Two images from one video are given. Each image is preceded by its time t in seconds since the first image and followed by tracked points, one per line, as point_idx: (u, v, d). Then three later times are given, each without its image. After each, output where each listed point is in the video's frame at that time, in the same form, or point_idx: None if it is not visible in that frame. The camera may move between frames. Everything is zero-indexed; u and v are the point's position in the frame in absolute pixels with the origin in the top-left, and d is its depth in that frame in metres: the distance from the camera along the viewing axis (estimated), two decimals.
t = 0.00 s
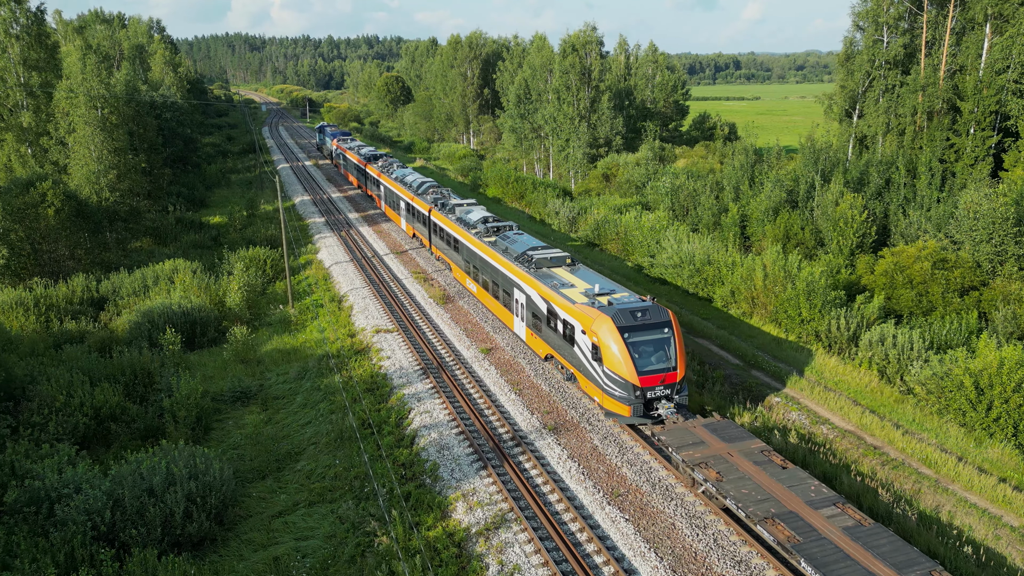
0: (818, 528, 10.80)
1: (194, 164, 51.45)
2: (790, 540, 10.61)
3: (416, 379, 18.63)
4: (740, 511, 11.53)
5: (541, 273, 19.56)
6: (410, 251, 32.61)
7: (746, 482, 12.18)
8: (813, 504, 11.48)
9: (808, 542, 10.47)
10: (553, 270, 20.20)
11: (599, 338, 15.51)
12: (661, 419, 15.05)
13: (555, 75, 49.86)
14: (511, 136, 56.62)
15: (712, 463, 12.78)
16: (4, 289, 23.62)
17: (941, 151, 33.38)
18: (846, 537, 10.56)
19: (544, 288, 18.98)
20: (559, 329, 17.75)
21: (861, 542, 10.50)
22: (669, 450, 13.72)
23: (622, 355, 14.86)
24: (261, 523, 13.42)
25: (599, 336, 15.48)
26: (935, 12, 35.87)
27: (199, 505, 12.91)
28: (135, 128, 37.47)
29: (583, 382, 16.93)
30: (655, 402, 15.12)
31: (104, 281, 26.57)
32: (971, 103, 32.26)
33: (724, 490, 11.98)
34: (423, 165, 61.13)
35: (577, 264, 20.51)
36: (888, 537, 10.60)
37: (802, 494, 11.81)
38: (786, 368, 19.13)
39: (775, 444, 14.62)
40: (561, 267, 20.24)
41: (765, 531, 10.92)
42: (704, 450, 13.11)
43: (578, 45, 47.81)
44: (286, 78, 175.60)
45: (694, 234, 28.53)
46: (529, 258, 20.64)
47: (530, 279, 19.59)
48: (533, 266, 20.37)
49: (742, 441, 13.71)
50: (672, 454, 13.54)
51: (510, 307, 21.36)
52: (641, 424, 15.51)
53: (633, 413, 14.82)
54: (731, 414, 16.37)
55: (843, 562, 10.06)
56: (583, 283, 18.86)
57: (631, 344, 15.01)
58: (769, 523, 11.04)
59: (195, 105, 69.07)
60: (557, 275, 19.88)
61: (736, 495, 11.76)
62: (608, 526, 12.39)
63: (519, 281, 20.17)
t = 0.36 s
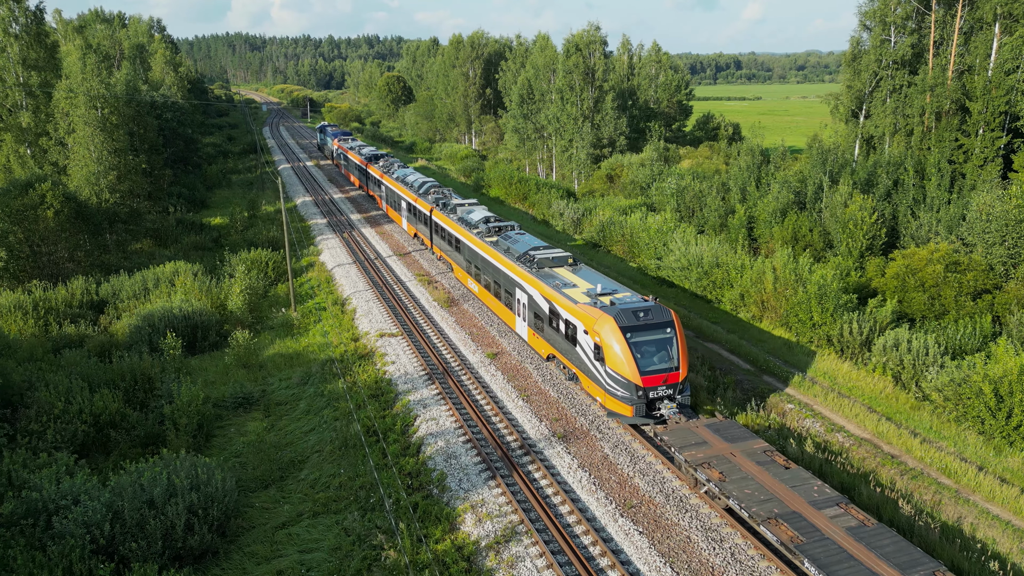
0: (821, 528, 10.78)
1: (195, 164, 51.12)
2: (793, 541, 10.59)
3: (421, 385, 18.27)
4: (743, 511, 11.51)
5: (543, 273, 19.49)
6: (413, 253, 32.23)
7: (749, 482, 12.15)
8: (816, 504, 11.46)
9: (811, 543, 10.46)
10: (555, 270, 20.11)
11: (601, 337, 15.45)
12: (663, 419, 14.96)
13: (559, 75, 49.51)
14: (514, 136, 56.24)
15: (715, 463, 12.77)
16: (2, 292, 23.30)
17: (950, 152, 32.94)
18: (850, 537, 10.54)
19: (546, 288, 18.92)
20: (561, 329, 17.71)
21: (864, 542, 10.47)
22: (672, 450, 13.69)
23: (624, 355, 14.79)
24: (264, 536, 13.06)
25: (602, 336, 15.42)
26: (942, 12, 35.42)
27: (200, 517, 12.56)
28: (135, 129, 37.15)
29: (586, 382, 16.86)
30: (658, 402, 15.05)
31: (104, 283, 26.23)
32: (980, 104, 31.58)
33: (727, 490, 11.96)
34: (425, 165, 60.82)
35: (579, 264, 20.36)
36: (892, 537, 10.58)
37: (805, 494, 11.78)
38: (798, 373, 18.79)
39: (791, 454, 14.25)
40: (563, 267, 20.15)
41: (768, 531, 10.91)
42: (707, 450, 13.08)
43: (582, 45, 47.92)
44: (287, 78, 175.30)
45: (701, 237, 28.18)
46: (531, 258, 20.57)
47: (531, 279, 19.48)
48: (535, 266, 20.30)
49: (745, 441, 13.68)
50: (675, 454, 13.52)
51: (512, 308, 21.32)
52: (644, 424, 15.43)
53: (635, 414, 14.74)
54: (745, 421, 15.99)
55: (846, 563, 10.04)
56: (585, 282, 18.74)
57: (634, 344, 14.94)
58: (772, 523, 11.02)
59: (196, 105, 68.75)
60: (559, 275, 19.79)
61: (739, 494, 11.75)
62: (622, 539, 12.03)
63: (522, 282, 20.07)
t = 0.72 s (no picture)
0: (824, 529, 10.69)
1: (196, 165, 50.77)
2: (796, 541, 10.53)
3: (427, 391, 17.94)
4: (746, 511, 11.45)
5: (544, 273, 19.48)
6: (417, 255, 31.90)
7: (752, 482, 12.08)
8: (819, 504, 11.35)
9: (815, 543, 10.38)
10: (557, 270, 20.07)
11: (603, 338, 15.48)
12: (665, 420, 15.00)
13: (561, 75, 49.18)
14: (516, 137, 55.91)
15: (718, 464, 12.71)
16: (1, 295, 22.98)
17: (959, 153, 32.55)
18: (854, 537, 10.45)
19: (548, 288, 18.91)
20: (563, 329, 17.73)
21: (868, 542, 10.36)
22: (675, 450, 13.65)
23: (627, 355, 14.83)
24: (269, 549, 12.70)
25: (604, 336, 15.46)
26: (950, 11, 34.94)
27: (202, 530, 12.21)
28: (135, 129, 36.86)
29: (588, 382, 16.88)
30: (660, 402, 15.07)
31: (104, 286, 25.88)
32: (989, 106, 31.09)
33: (730, 491, 11.90)
34: (427, 166, 60.52)
35: (580, 264, 20.36)
36: (896, 537, 10.47)
37: (808, 493, 11.68)
38: (810, 379, 18.45)
39: (808, 464, 13.88)
40: (565, 267, 20.11)
41: (772, 532, 10.84)
42: (710, 450, 13.01)
43: (584, 44, 46.98)
44: (287, 78, 174.95)
45: (709, 239, 27.82)
46: (533, 258, 20.51)
47: (533, 279, 19.47)
48: (537, 266, 20.25)
49: (747, 442, 13.57)
50: (677, 455, 13.47)
51: (513, 308, 21.24)
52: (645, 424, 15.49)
53: (637, 414, 14.78)
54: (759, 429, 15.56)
55: (850, 563, 9.95)
56: (588, 282, 18.74)
57: (636, 344, 14.98)
58: (775, 523, 10.97)
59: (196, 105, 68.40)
60: (561, 275, 19.76)
61: (742, 495, 11.69)
62: (636, 553, 11.68)
63: (523, 282, 20.04)
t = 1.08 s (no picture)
0: (827, 529, 10.84)
1: (196, 166, 50.43)
2: (800, 541, 10.67)
3: (433, 397, 17.60)
4: (749, 511, 11.60)
5: (547, 274, 19.50)
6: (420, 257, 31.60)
7: (755, 482, 12.24)
8: (822, 504, 11.51)
9: (818, 543, 10.54)
10: (559, 271, 20.06)
11: (606, 338, 15.51)
12: (668, 420, 15.02)
13: (565, 76, 48.88)
14: (519, 138, 55.59)
15: (721, 464, 12.87)
16: None
17: (968, 155, 32.16)
18: (857, 537, 10.60)
19: (550, 288, 18.94)
20: (565, 329, 17.79)
21: (871, 542, 10.51)
22: (678, 450, 13.78)
23: (629, 355, 14.84)
24: (273, 561, 12.37)
25: (607, 336, 15.48)
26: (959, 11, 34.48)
27: (205, 543, 11.91)
28: (136, 130, 36.56)
29: (591, 382, 16.92)
30: (663, 403, 15.07)
31: (104, 289, 25.56)
32: (997, 106, 30.63)
33: (733, 491, 12.05)
34: (429, 167, 60.22)
35: (583, 264, 20.36)
36: (898, 537, 10.62)
37: (812, 494, 11.83)
38: (822, 385, 18.12)
39: (825, 473, 13.58)
40: (567, 267, 20.10)
41: (775, 531, 11.01)
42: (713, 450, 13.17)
43: (588, 45, 47.07)
44: (287, 79, 174.59)
45: (717, 241, 27.47)
46: (535, 259, 20.51)
47: (535, 279, 19.49)
48: (539, 266, 20.24)
49: (750, 442, 13.72)
50: (681, 455, 13.58)
51: (515, 308, 21.21)
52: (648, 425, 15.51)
53: (640, 414, 14.79)
54: (774, 437, 15.25)
55: (853, 563, 10.09)
56: (590, 283, 18.78)
57: (638, 344, 14.99)
58: (778, 523, 11.12)
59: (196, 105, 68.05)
60: (563, 276, 19.76)
61: (746, 495, 11.85)
62: (651, 567, 11.36)
63: (525, 282, 20.04)
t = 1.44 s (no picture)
0: (829, 528, 10.80)
1: (197, 167, 50.13)
2: (801, 541, 10.61)
3: (438, 404, 17.28)
4: (751, 510, 11.56)
5: (548, 274, 19.58)
6: (423, 259, 31.31)
7: (756, 482, 12.21)
8: (824, 504, 11.47)
9: (819, 542, 10.49)
10: (560, 271, 20.12)
11: (607, 338, 15.60)
12: (669, 419, 15.20)
13: (568, 76, 48.61)
14: (522, 139, 55.33)
15: (722, 464, 12.86)
16: None
17: (977, 156, 31.78)
18: (858, 536, 10.56)
19: (551, 288, 19.01)
20: (566, 330, 17.88)
21: (873, 542, 10.47)
22: (679, 450, 13.79)
23: (630, 355, 14.94)
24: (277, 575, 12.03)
25: (608, 337, 15.57)
26: (967, 11, 34.07)
27: (206, 557, 11.59)
28: (136, 131, 36.29)
29: (592, 381, 17.05)
30: (664, 402, 15.24)
31: (104, 292, 25.26)
32: (1006, 107, 30.23)
33: (734, 490, 12.01)
34: (431, 168, 59.97)
35: (584, 264, 20.42)
36: (900, 537, 10.58)
37: (812, 493, 11.79)
38: (834, 390, 17.80)
39: (842, 484, 13.24)
40: (568, 268, 20.15)
41: (776, 531, 10.96)
42: (714, 450, 13.18)
43: (591, 45, 46.96)
44: (288, 79, 174.34)
45: (724, 243, 27.16)
46: (536, 259, 20.57)
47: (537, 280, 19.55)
48: (540, 267, 20.30)
49: (751, 441, 13.73)
50: (681, 454, 13.62)
51: (516, 308, 21.26)
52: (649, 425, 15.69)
53: (641, 414, 14.93)
54: (787, 445, 14.91)
55: (855, 563, 10.05)
56: (591, 283, 18.86)
57: (639, 345, 15.10)
58: (780, 522, 11.06)
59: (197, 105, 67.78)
60: (564, 276, 19.82)
61: (747, 495, 11.81)
62: None
63: (526, 282, 20.17)
